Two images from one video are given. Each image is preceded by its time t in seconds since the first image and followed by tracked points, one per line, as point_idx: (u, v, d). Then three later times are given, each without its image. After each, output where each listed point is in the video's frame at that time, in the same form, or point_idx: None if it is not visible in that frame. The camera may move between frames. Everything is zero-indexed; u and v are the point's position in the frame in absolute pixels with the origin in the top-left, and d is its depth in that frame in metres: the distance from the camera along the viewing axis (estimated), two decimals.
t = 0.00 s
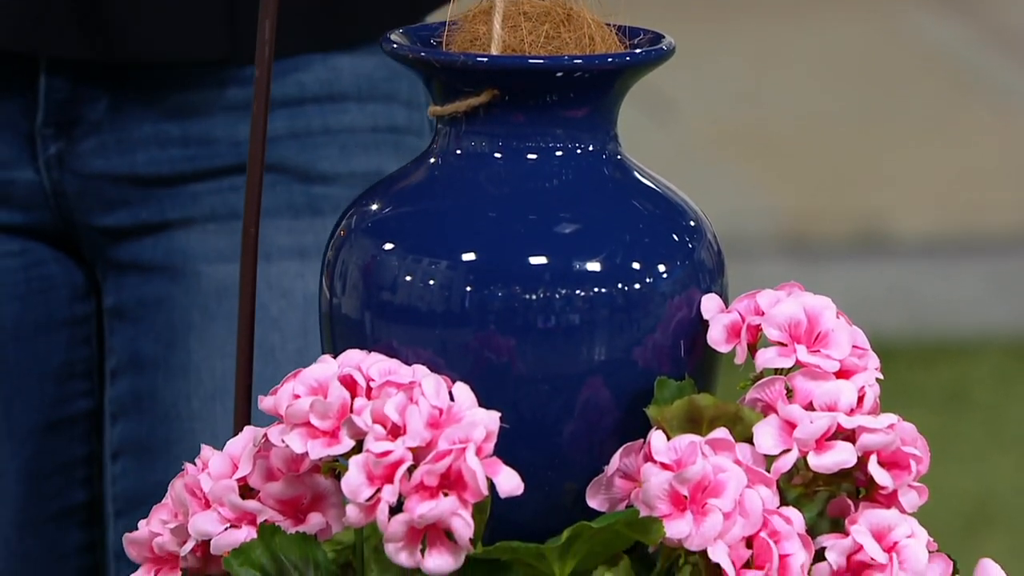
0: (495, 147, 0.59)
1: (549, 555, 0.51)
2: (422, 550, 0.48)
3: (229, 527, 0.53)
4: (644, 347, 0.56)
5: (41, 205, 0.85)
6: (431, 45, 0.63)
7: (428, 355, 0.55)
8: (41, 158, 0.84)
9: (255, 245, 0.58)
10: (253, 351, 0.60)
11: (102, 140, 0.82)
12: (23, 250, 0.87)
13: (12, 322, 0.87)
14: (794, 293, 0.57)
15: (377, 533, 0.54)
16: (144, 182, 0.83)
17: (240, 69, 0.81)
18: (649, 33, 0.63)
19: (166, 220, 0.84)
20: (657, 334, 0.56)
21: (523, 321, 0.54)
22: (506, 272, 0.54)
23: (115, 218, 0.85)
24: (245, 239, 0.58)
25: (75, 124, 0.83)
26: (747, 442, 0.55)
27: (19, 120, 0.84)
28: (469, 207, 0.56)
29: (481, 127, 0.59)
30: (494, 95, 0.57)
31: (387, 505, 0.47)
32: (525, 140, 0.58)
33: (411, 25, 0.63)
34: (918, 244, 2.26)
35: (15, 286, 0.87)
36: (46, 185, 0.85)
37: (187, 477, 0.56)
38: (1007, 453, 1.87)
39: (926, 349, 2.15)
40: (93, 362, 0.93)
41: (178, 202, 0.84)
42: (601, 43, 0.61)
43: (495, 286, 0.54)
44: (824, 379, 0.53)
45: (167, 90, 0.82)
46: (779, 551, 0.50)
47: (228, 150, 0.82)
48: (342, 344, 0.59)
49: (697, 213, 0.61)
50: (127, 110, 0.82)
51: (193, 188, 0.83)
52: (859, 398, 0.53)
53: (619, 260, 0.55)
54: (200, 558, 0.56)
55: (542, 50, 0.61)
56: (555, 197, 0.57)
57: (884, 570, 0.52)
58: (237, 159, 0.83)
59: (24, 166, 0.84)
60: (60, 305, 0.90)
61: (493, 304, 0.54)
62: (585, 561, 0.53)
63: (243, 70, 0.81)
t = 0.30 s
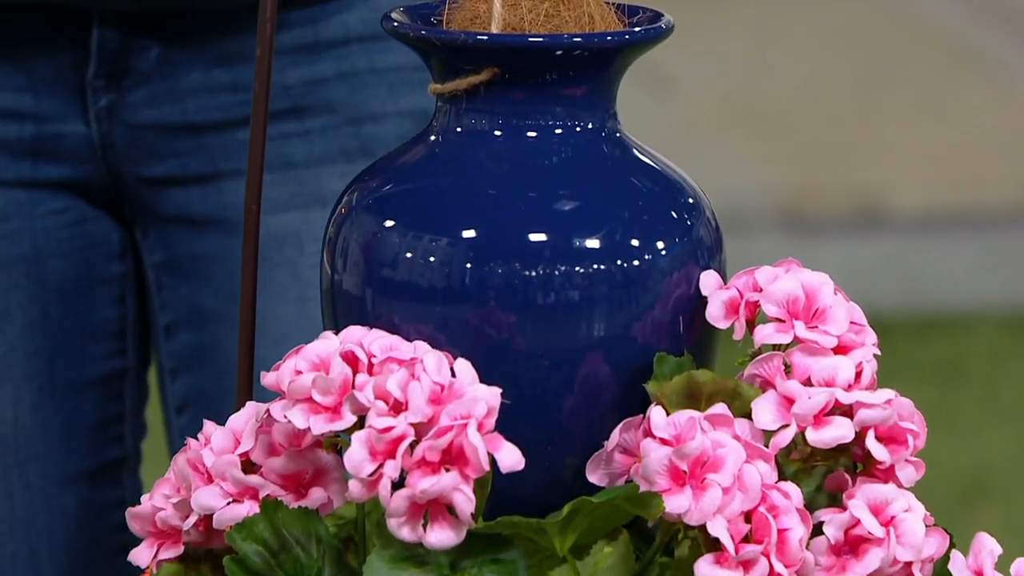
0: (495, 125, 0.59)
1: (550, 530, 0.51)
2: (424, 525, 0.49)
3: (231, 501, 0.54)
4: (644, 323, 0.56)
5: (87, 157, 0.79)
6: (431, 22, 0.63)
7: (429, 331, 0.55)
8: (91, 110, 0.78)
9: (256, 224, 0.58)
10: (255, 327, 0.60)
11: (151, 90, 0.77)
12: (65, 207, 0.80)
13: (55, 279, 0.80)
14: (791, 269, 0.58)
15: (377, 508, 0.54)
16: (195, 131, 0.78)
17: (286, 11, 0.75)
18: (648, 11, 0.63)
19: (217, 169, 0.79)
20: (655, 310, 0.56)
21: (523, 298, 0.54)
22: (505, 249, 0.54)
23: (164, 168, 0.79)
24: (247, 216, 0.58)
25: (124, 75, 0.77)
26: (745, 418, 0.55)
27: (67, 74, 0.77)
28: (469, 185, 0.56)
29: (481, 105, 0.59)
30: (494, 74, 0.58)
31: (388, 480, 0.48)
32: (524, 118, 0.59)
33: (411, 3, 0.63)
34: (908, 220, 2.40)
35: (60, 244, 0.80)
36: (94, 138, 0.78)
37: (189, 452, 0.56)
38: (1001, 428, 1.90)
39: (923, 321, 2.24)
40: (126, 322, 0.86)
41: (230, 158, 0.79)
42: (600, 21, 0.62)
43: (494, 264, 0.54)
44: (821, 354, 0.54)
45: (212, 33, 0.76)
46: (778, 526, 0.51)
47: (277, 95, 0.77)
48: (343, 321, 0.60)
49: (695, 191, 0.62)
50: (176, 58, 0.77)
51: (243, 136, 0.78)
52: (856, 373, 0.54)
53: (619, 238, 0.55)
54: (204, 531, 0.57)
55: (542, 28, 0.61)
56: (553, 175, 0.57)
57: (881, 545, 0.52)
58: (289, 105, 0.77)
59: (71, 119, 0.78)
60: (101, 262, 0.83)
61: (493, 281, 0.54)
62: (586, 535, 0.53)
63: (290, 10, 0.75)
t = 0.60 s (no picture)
0: (495, 105, 0.59)
1: (550, 506, 0.52)
2: (424, 501, 0.49)
3: (233, 478, 0.55)
4: (643, 301, 0.57)
5: (171, 149, 0.88)
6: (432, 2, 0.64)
7: (430, 309, 0.56)
8: (180, 104, 0.87)
9: (256, 204, 0.59)
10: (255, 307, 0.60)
11: (241, 84, 0.84)
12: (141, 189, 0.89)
13: (134, 259, 0.88)
14: (789, 248, 0.58)
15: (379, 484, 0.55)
16: (277, 122, 0.84)
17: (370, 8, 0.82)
18: None
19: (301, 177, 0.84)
20: (655, 288, 0.57)
21: (523, 276, 0.55)
22: (504, 227, 0.55)
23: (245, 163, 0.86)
24: (248, 194, 0.59)
25: (214, 70, 0.85)
26: (743, 394, 0.55)
27: (162, 66, 0.86)
28: (469, 164, 0.57)
29: (481, 84, 0.60)
30: (494, 53, 0.58)
31: (390, 457, 0.48)
32: (524, 98, 0.59)
33: None
34: (907, 194, 2.53)
35: (139, 224, 0.88)
36: (179, 129, 0.87)
37: (191, 429, 0.56)
38: (992, 404, 1.96)
39: (917, 300, 2.33)
40: (186, 300, 0.95)
41: (299, 139, 0.84)
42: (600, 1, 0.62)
43: (495, 242, 0.54)
44: (819, 332, 0.54)
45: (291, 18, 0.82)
46: (777, 502, 0.51)
47: (361, 92, 0.84)
48: (343, 299, 0.60)
49: (694, 169, 0.62)
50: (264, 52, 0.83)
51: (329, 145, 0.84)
52: (854, 350, 0.54)
53: (618, 216, 0.56)
54: (206, 507, 0.57)
55: (540, 7, 0.61)
56: (553, 153, 0.57)
57: (878, 520, 0.53)
58: (375, 114, 0.85)
59: (161, 112, 0.87)
60: (171, 243, 0.91)
61: (493, 260, 0.54)
62: (586, 511, 0.54)
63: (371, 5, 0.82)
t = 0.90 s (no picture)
0: (495, 83, 0.59)
1: (549, 482, 0.52)
2: (424, 477, 0.50)
3: (236, 453, 0.55)
4: (641, 278, 0.57)
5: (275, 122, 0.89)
6: None
7: (430, 287, 0.56)
8: (284, 79, 0.89)
9: (259, 179, 0.62)
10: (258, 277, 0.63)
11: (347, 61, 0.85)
12: (238, 171, 0.91)
13: (225, 242, 0.89)
14: (787, 226, 0.58)
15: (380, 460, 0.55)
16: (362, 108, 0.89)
17: None
18: None
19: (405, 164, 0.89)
20: (653, 265, 0.57)
21: (523, 254, 0.55)
22: (504, 205, 0.55)
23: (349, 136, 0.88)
24: (251, 171, 0.62)
25: (323, 43, 0.86)
26: (741, 371, 0.56)
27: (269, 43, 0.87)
28: (470, 142, 0.57)
29: (481, 63, 0.60)
30: (494, 32, 0.58)
31: (391, 433, 0.48)
32: (523, 76, 0.59)
33: None
34: (904, 167, 2.83)
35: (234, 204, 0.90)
36: (282, 102, 0.89)
37: (194, 405, 0.57)
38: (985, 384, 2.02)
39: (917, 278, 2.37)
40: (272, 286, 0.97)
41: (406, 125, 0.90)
42: None
43: (495, 220, 0.55)
44: (816, 309, 0.55)
45: None
46: (773, 477, 0.52)
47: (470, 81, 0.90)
48: (342, 276, 0.61)
49: (693, 147, 0.62)
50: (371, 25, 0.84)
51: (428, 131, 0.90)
52: (850, 327, 0.55)
53: (618, 194, 0.56)
54: (208, 483, 0.58)
55: None
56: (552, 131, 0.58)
57: (875, 495, 0.53)
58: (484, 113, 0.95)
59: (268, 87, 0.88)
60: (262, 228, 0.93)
61: (493, 237, 0.55)
62: (585, 487, 0.55)
63: None
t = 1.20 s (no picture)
0: (495, 63, 0.60)
1: (547, 458, 0.53)
2: (424, 454, 0.51)
3: (237, 430, 0.56)
4: (639, 257, 0.57)
5: (339, 101, 0.92)
6: None
7: (431, 265, 0.57)
8: (349, 59, 0.91)
9: (260, 157, 0.62)
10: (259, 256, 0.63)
11: (409, 39, 0.88)
12: (303, 156, 0.92)
13: (281, 228, 0.92)
14: (784, 204, 0.59)
15: (379, 436, 0.56)
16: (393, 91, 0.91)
17: None
18: None
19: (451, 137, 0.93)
20: (652, 243, 0.58)
21: (522, 232, 0.55)
22: (503, 183, 0.55)
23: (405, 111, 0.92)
24: (252, 150, 0.62)
25: (385, 23, 0.89)
26: (738, 348, 0.56)
27: (334, 20, 0.89)
28: (470, 120, 0.57)
29: (480, 42, 0.60)
30: (494, 12, 0.59)
31: (390, 410, 0.49)
32: (522, 56, 0.60)
33: None
34: (899, 146, 2.87)
35: (296, 194, 0.92)
36: (347, 81, 0.92)
37: (196, 382, 0.58)
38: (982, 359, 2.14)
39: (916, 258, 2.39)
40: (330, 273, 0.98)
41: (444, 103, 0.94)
42: None
43: (495, 198, 0.55)
44: (813, 287, 0.55)
45: None
46: (771, 454, 0.52)
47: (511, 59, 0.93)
48: (342, 254, 0.61)
49: (690, 125, 0.62)
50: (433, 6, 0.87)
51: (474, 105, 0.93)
52: (848, 305, 0.55)
53: (617, 172, 0.56)
54: (211, 459, 0.59)
55: None
56: (552, 110, 0.58)
57: (872, 472, 0.54)
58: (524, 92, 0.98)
59: (332, 67, 0.91)
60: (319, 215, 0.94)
61: (493, 216, 0.55)
62: (583, 463, 0.55)
63: None
